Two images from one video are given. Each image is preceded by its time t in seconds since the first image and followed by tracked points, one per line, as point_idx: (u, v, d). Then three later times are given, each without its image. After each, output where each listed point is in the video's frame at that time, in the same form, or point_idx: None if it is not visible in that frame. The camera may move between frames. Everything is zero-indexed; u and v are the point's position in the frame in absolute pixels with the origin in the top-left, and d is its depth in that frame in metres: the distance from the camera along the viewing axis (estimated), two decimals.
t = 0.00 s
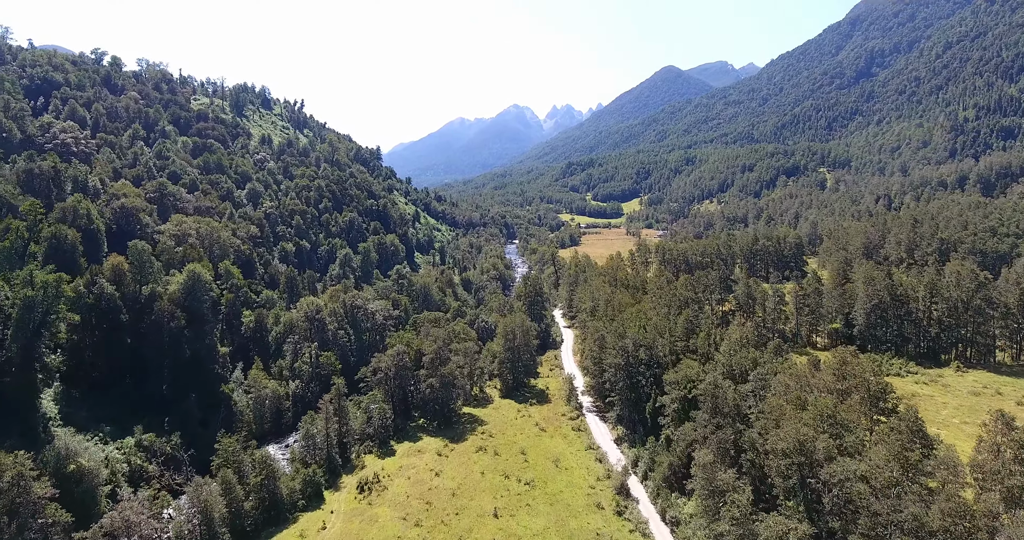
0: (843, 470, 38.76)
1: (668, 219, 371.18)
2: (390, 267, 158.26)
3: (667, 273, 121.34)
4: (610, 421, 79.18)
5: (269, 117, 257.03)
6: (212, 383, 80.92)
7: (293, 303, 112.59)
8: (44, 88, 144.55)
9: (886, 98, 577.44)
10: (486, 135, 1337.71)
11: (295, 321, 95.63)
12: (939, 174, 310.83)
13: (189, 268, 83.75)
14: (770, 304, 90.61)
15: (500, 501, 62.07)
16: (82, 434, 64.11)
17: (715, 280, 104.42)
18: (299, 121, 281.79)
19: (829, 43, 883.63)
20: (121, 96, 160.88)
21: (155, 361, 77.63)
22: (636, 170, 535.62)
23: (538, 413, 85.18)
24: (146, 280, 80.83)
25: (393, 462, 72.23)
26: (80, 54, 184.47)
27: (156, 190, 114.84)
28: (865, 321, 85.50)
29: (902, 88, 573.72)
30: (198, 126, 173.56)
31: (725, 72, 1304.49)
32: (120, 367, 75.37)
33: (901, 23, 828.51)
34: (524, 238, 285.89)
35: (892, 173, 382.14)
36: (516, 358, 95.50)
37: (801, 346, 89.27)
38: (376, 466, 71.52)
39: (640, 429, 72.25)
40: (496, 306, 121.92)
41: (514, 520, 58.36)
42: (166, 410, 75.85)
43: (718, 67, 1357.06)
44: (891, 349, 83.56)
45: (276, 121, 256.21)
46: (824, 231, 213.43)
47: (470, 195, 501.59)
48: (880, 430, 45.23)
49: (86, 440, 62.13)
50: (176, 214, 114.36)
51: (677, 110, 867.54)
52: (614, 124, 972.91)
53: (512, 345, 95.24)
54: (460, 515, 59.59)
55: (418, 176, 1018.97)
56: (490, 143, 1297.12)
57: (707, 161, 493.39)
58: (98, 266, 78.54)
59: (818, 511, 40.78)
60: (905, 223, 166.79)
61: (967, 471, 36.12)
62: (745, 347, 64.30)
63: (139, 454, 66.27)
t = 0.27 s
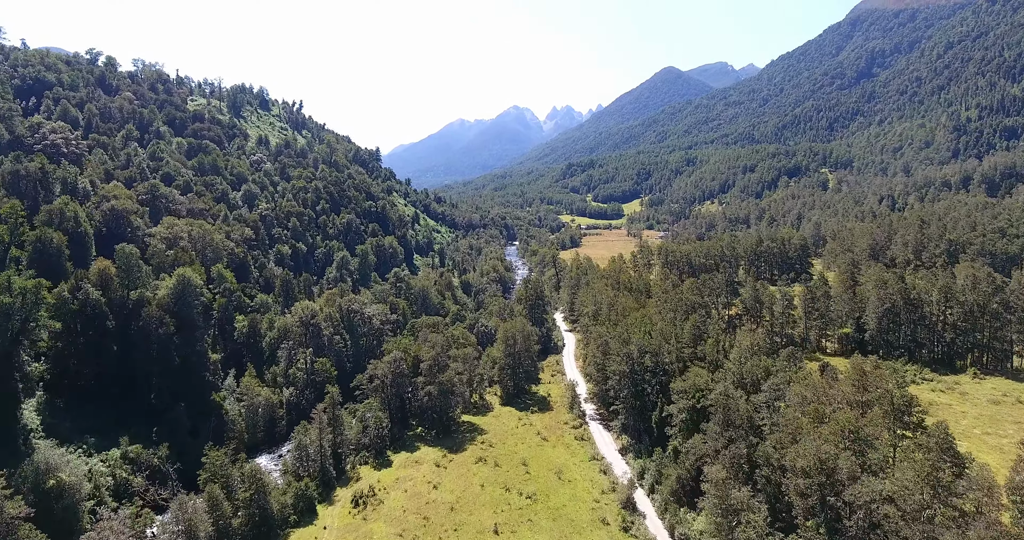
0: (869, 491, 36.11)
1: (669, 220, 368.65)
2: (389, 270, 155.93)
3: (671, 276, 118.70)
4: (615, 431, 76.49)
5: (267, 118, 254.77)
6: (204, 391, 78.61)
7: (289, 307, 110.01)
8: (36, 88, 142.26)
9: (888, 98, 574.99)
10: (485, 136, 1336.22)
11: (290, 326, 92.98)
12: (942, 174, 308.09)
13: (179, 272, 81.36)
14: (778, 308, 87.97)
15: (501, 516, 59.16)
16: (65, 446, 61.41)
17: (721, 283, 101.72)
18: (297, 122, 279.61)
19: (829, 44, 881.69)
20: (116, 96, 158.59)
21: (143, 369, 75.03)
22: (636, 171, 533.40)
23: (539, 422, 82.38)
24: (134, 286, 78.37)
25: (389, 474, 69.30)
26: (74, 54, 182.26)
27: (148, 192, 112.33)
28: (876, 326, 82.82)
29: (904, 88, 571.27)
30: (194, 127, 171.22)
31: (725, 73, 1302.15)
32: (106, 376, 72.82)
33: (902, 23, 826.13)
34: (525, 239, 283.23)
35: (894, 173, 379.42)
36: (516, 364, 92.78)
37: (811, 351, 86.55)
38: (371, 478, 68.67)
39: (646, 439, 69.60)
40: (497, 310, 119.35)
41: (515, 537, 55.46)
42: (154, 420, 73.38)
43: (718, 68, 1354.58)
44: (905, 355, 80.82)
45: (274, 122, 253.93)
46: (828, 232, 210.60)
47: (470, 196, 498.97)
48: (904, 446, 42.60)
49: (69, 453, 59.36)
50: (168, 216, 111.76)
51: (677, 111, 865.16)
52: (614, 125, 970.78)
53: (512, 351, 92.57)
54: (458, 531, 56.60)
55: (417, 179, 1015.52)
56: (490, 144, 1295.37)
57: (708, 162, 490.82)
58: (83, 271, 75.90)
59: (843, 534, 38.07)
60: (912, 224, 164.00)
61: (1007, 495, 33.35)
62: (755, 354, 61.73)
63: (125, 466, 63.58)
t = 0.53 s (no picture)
0: (904, 517, 33.11)
1: (670, 221, 365.58)
2: (386, 273, 152.86)
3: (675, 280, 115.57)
4: (621, 442, 73.37)
5: (264, 119, 251.97)
6: (192, 401, 75.59)
7: (283, 312, 106.98)
8: (26, 88, 139.41)
9: (889, 99, 572.38)
10: (485, 138, 1334.04)
11: (283, 332, 89.90)
12: (946, 175, 305.08)
13: (167, 277, 78.43)
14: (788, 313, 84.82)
15: (502, 535, 55.93)
16: (43, 461, 58.39)
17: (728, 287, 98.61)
18: (295, 123, 276.84)
19: (829, 44, 879.49)
20: (108, 97, 155.79)
21: (128, 378, 72.06)
22: (637, 172, 530.58)
23: (542, 432, 79.20)
24: (120, 291, 75.41)
25: (384, 489, 66.07)
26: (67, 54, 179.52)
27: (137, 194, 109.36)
28: (891, 332, 79.73)
29: (905, 88, 568.51)
30: (188, 128, 168.39)
31: (725, 74, 1299.94)
32: (89, 386, 69.82)
33: (902, 23, 823.92)
34: (525, 241, 280.19)
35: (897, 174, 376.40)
36: (517, 372, 89.61)
37: (823, 358, 83.39)
38: (366, 493, 65.46)
39: (653, 452, 66.44)
40: (497, 315, 116.24)
41: None
42: (140, 431, 70.40)
43: (718, 69, 1352.62)
44: (922, 362, 77.58)
45: (272, 123, 251.16)
46: (833, 233, 207.37)
47: (470, 197, 495.89)
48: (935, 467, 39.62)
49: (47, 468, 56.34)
50: (159, 218, 108.85)
51: (678, 111, 862.80)
52: (614, 126, 968.20)
53: (513, 358, 89.46)
54: None
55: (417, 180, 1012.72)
56: (489, 145, 1292.98)
57: (709, 163, 487.89)
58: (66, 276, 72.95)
59: None
60: (919, 225, 160.90)
61: None
62: (769, 364, 58.67)
63: (107, 482, 60.49)
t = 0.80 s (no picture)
0: None
1: (671, 222, 362.89)
2: (385, 276, 150.28)
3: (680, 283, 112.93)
4: (625, 453, 70.69)
5: (261, 119, 249.51)
6: (181, 409, 73.01)
7: (277, 317, 104.38)
8: (17, 88, 136.91)
9: (890, 99, 569.96)
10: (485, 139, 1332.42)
11: (276, 338, 87.20)
12: (950, 175, 302.44)
13: (155, 281, 76.00)
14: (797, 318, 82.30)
15: None
16: (21, 476, 55.74)
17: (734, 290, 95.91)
18: (293, 124, 274.41)
19: (829, 45, 877.45)
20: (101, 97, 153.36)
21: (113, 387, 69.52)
22: (637, 173, 528.05)
23: (543, 442, 76.47)
24: (106, 297, 73.06)
25: (380, 502, 63.17)
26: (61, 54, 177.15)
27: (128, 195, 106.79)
28: (905, 338, 77.07)
29: (906, 89, 566.12)
30: (183, 128, 165.94)
31: (725, 74, 1298.46)
32: (72, 396, 67.27)
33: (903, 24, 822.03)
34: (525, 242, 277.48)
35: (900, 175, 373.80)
36: (518, 379, 86.82)
37: (833, 364, 80.92)
38: (360, 507, 62.48)
39: (660, 464, 63.70)
40: (497, 319, 113.58)
41: None
42: (125, 442, 67.84)
43: (718, 69, 1351.15)
44: (936, 369, 75.06)
45: (269, 124, 248.73)
46: (837, 234, 204.70)
47: (470, 199, 493.04)
48: (967, 488, 36.91)
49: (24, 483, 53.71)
50: (151, 220, 106.33)
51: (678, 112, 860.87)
52: (615, 127, 965.97)
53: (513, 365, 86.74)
54: None
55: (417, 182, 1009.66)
56: (490, 147, 1291.02)
57: (710, 164, 485.45)
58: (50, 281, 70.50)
59: None
60: (926, 226, 158.16)
61: None
62: (782, 372, 56.02)
63: (90, 496, 57.73)
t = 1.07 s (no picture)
0: None
1: (673, 224, 360.26)
2: (383, 279, 147.76)
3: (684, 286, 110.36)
4: (631, 465, 68.11)
5: (260, 120, 247.43)
6: (169, 418, 70.46)
7: (272, 321, 101.89)
8: (9, 88, 134.74)
9: (892, 99, 567.23)
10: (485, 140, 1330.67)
11: (271, 343, 84.61)
12: (954, 175, 299.56)
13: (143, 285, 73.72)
14: (807, 323, 79.67)
15: None
16: None
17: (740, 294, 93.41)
18: (292, 125, 272.27)
19: (830, 45, 875.18)
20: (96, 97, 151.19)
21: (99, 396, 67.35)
22: (638, 173, 525.58)
23: (545, 452, 73.88)
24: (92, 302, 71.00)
25: (375, 516, 60.12)
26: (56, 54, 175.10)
27: (120, 197, 104.45)
28: (919, 344, 74.46)
29: (908, 89, 563.43)
30: (179, 129, 163.70)
31: (726, 75, 1296.49)
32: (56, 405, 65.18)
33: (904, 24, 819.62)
34: (526, 244, 274.83)
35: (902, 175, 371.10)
36: (519, 386, 84.23)
37: (845, 371, 78.28)
38: (354, 522, 59.36)
39: (668, 477, 61.03)
40: (498, 323, 110.98)
41: None
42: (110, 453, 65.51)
43: (718, 70, 1349.11)
44: (953, 376, 72.37)
45: (268, 125, 246.56)
46: (841, 236, 201.83)
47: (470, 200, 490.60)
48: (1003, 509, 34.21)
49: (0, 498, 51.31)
50: (144, 222, 103.99)
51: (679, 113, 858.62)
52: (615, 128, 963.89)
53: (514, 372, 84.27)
54: None
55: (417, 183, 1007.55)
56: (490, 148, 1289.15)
57: (711, 164, 482.94)
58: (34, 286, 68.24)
59: None
60: (934, 227, 155.35)
61: None
62: (795, 381, 53.32)
63: (72, 511, 54.95)
